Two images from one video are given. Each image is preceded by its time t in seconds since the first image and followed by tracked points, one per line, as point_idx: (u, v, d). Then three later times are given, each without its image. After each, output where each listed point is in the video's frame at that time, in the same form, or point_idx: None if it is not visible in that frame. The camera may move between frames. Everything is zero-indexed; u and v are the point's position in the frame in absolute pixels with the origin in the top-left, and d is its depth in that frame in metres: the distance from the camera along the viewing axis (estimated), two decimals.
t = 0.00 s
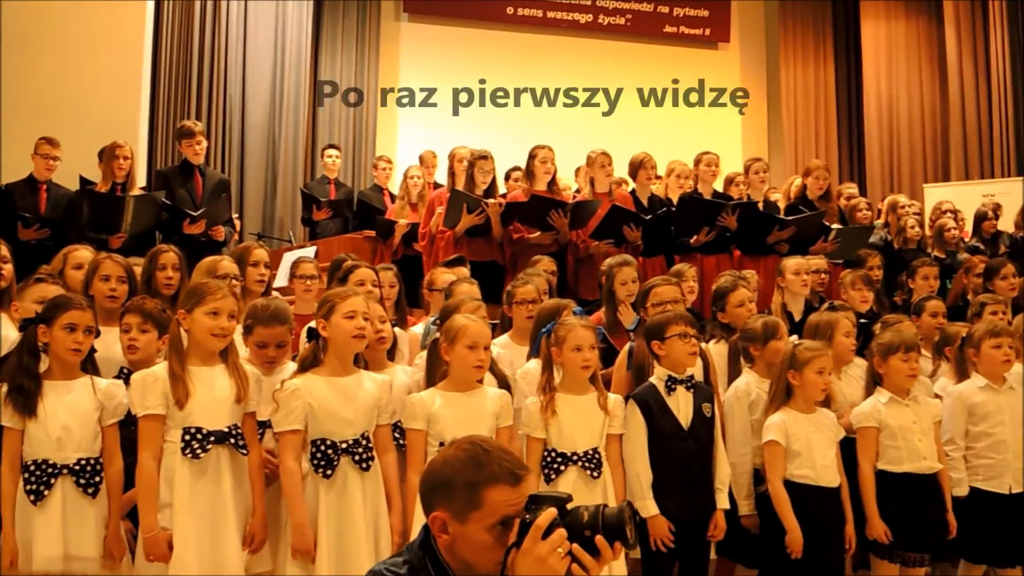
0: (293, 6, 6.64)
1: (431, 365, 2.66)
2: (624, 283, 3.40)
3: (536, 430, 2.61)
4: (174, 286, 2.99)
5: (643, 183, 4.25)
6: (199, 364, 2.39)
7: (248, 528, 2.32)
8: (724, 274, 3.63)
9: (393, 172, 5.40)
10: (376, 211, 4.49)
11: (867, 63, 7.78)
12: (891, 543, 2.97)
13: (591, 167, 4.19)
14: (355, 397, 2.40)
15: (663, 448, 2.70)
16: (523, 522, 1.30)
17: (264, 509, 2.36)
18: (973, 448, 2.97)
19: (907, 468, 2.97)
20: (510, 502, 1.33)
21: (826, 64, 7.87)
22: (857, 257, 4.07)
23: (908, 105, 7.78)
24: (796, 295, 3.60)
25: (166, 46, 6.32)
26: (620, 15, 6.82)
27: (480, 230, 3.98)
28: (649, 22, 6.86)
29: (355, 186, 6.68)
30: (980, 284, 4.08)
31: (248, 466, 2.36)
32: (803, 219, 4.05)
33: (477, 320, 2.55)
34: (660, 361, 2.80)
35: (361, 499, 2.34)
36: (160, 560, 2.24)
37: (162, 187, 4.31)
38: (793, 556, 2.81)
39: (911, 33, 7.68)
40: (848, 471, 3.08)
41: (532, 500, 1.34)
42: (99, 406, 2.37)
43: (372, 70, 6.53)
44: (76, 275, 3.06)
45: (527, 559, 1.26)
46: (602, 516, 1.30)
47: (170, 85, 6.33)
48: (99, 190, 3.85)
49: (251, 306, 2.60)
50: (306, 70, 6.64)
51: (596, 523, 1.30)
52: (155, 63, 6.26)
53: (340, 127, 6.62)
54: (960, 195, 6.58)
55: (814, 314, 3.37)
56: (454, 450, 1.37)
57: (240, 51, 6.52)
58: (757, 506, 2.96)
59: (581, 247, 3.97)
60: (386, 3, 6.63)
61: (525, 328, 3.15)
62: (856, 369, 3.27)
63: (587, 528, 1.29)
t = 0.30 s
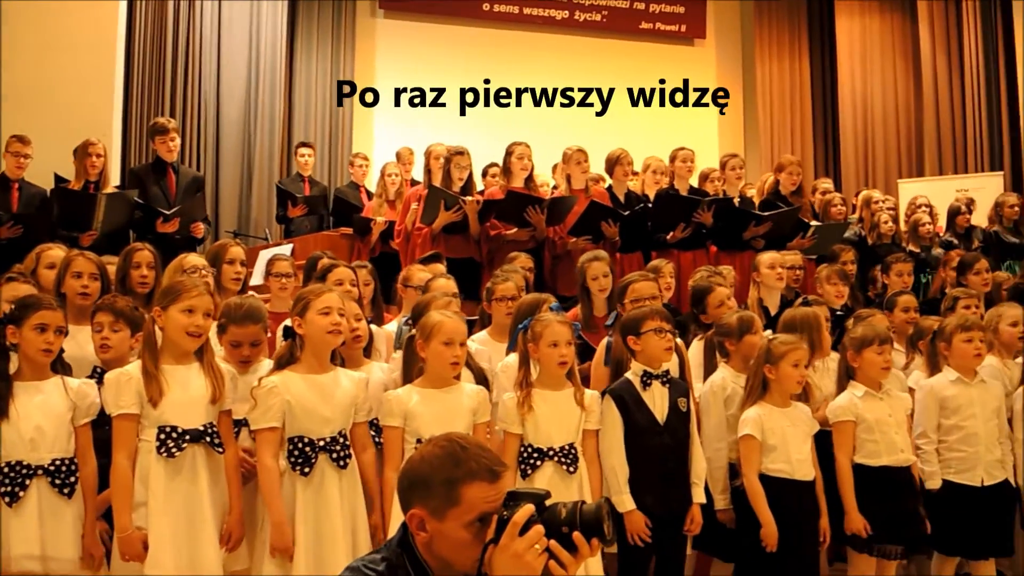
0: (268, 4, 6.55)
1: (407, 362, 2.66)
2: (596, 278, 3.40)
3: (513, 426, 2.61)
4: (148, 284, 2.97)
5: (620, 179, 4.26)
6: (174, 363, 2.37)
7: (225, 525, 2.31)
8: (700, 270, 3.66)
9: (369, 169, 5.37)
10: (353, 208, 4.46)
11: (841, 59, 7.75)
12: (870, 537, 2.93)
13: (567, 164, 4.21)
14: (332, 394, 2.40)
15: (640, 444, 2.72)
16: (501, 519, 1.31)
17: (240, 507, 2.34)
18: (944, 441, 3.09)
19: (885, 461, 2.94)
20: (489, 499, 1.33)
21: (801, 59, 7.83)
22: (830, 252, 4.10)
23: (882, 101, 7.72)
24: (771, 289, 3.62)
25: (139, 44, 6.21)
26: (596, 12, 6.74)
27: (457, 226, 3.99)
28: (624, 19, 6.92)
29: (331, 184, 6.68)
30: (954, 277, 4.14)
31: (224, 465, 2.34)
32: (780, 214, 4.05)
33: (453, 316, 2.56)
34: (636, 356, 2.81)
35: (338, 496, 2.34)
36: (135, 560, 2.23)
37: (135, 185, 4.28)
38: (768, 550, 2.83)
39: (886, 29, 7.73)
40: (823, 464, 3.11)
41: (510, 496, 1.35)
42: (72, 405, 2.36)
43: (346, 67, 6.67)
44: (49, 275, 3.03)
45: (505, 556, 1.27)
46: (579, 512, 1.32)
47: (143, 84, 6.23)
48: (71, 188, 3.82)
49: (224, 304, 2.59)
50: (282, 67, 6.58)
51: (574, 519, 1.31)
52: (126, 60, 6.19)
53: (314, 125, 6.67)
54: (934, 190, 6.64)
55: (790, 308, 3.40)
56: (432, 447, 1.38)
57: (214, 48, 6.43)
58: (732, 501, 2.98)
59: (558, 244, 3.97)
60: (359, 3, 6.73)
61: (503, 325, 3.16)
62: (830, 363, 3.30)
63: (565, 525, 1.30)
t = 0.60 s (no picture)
0: None
1: (394, 359, 2.66)
2: (583, 275, 3.40)
3: (497, 423, 2.62)
4: (134, 281, 2.96)
5: (608, 178, 4.27)
6: (161, 359, 2.36)
7: (211, 522, 2.31)
8: (687, 268, 3.67)
9: (357, 166, 5.36)
10: (341, 206, 4.45)
11: (829, 59, 7.80)
12: (857, 534, 2.93)
13: (555, 162, 4.22)
14: (319, 391, 2.40)
15: (625, 441, 2.73)
16: (484, 518, 1.31)
17: (226, 504, 2.35)
18: (928, 439, 3.11)
19: (871, 459, 2.96)
20: (473, 496, 1.34)
21: (789, 58, 7.87)
22: (817, 251, 4.15)
23: (869, 100, 7.79)
24: (758, 288, 3.63)
25: (126, 39, 6.19)
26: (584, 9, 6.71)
27: (445, 224, 3.99)
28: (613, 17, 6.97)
29: (319, 181, 6.66)
30: (939, 276, 4.18)
31: (211, 462, 2.34)
32: (768, 212, 4.06)
33: (440, 314, 2.56)
34: (622, 354, 2.82)
35: (326, 493, 2.34)
36: (122, 557, 2.22)
37: (121, 181, 4.26)
38: (752, 546, 2.85)
39: (874, 29, 7.79)
40: (809, 463, 3.12)
41: (495, 495, 1.35)
42: (55, 402, 2.35)
43: (334, 65, 6.67)
44: (34, 271, 3.01)
45: (488, 554, 1.27)
46: (563, 510, 1.31)
47: (130, 79, 6.21)
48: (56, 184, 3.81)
49: (210, 300, 2.57)
50: (271, 64, 6.55)
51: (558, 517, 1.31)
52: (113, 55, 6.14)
53: (303, 122, 6.65)
54: (921, 189, 6.69)
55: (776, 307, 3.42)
56: (416, 445, 1.38)
57: (202, 43, 6.39)
58: (719, 499, 2.99)
59: (546, 241, 3.99)
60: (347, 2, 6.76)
61: (492, 323, 3.16)
62: (816, 362, 3.31)
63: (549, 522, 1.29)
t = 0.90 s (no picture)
0: None
1: (377, 356, 2.66)
2: (570, 271, 3.40)
3: (479, 421, 2.62)
4: (115, 278, 2.95)
5: (593, 175, 4.27)
6: (143, 357, 2.34)
7: (194, 520, 2.31)
8: (671, 264, 3.68)
9: (341, 162, 5.33)
10: (326, 202, 4.44)
11: (813, 59, 7.80)
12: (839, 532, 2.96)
13: (540, 159, 4.22)
14: (302, 389, 2.39)
15: (609, 438, 2.74)
16: (463, 516, 1.33)
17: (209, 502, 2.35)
18: (908, 435, 3.13)
19: (854, 455, 2.97)
20: (453, 495, 1.34)
21: (773, 57, 7.86)
22: (801, 249, 4.18)
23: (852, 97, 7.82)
24: (742, 286, 3.65)
25: (110, 32, 6.11)
26: (570, 7, 7.10)
27: (429, 221, 3.98)
28: (598, 15, 7.24)
29: (303, 178, 6.66)
30: (920, 274, 4.22)
31: (193, 460, 2.34)
32: (754, 209, 4.08)
33: (423, 311, 2.56)
34: (606, 351, 2.83)
35: (306, 492, 2.33)
36: (106, 556, 2.20)
37: (103, 177, 4.23)
38: (735, 543, 2.86)
39: (858, 29, 7.83)
40: (793, 460, 3.13)
41: (476, 493, 1.36)
42: (35, 400, 2.32)
43: (319, 63, 6.69)
44: (13, 268, 2.99)
45: (467, 552, 1.28)
46: (543, 509, 1.33)
47: (113, 72, 6.14)
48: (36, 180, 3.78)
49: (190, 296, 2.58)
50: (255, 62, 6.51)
51: (537, 518, 1.32)
52: (96, 49, 6.08)
53: (288, 117, 6.62)
54: (905, 188, 6.73)
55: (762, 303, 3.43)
56: (396, 443, 1.38)
57: (187, 39, 6.33)
58: (702, 496, 3.01)
59: (530, 240, 4.02)
60: None
61: (476, 320, 3.16)
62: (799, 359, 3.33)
63: (529, 521, 1.32)
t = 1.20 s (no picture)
0: None
1: (361, 355, 2.65)
2: (555, 269, 3.40)
3: (463, 420, 2.62)
4: (98, 275, 2.93)
5: (579, 175, 4.28)
6: (127, 355, 2.33)
7: (177, 520, 2.30)
8: (657, 263, 3.70)
9: (328, 160, 5.32)
10: (312, 200, 4.43)
11: (798, 58, 7.83)
12: (824, 533, 2.97)
13: (527, 158, 4.22)
14: (286, 388, 2.38)
15: (593, 438, 2.74)
16: (445, 515, 1.33)
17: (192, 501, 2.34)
18: (890, 435, 3.15)
19: (838, 455, 2.99)
20: (435, 495, 1.34)
21: (759, 55, 7.87)
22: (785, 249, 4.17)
23: (836, 96, 7.86)
24: (726, 286, 3.66)
25: (94, 30, 6.06)
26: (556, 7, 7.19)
27: (414, 220, 3.98)
28: (585, 14, 7.30)
29: (290, 176, 6.62)
30: (904, 275, 4.24)
31: (176, 459, 2.33)
32: (741, 208, 4.10)
33: (407, 310, 2.55)
34: (590, 350, 2.84)
35: (290, 491, 2.33)
36: (87, 555, 2.20)
37: (88, 174, 4.20)
38: (721, 541, 2.87)
39: (842, 29, 7.90)
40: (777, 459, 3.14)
41: (458, 492, 1.36)
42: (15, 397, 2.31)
43: (306, 60, 6.64)
44: None
45: (448, 552, 1.28)
46: (526, 509, 1.33)
47: (98, 69, 6.09)
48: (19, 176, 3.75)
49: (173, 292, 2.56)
50: (241, 61, 6.47)
51: (520, 516, 1.33)
52: (81, 46, 6.03)
53: (274, 115, 6.56)
54: (889, 188, 6.76)
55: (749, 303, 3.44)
56: (379, 442, 1.38)
57: (172, 37, 6.30)
58: (687, 495, 3.01)
59: (515, 238, 4.06)
60: None
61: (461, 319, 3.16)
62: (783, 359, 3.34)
63: (511, 521, 1.32)
